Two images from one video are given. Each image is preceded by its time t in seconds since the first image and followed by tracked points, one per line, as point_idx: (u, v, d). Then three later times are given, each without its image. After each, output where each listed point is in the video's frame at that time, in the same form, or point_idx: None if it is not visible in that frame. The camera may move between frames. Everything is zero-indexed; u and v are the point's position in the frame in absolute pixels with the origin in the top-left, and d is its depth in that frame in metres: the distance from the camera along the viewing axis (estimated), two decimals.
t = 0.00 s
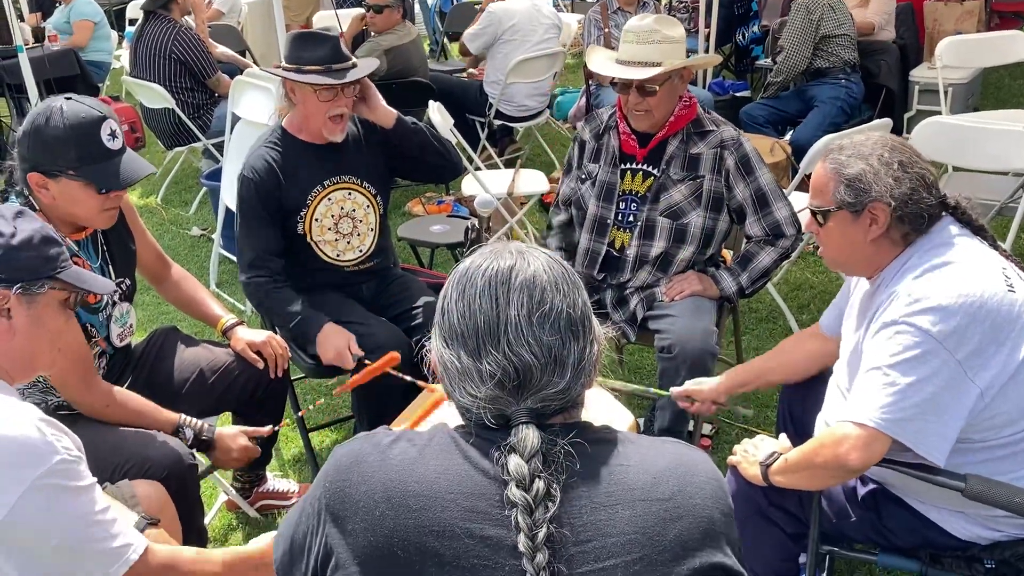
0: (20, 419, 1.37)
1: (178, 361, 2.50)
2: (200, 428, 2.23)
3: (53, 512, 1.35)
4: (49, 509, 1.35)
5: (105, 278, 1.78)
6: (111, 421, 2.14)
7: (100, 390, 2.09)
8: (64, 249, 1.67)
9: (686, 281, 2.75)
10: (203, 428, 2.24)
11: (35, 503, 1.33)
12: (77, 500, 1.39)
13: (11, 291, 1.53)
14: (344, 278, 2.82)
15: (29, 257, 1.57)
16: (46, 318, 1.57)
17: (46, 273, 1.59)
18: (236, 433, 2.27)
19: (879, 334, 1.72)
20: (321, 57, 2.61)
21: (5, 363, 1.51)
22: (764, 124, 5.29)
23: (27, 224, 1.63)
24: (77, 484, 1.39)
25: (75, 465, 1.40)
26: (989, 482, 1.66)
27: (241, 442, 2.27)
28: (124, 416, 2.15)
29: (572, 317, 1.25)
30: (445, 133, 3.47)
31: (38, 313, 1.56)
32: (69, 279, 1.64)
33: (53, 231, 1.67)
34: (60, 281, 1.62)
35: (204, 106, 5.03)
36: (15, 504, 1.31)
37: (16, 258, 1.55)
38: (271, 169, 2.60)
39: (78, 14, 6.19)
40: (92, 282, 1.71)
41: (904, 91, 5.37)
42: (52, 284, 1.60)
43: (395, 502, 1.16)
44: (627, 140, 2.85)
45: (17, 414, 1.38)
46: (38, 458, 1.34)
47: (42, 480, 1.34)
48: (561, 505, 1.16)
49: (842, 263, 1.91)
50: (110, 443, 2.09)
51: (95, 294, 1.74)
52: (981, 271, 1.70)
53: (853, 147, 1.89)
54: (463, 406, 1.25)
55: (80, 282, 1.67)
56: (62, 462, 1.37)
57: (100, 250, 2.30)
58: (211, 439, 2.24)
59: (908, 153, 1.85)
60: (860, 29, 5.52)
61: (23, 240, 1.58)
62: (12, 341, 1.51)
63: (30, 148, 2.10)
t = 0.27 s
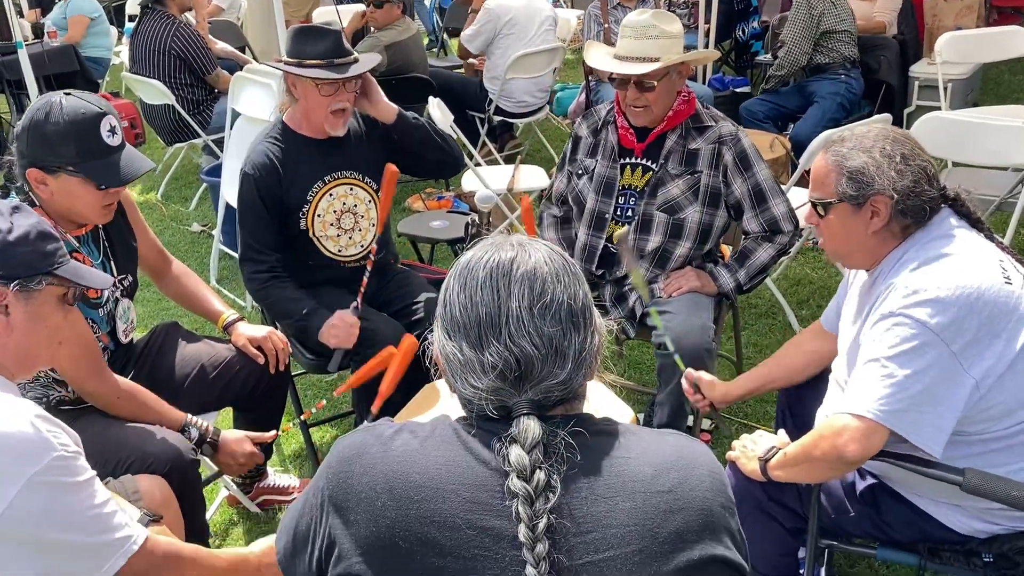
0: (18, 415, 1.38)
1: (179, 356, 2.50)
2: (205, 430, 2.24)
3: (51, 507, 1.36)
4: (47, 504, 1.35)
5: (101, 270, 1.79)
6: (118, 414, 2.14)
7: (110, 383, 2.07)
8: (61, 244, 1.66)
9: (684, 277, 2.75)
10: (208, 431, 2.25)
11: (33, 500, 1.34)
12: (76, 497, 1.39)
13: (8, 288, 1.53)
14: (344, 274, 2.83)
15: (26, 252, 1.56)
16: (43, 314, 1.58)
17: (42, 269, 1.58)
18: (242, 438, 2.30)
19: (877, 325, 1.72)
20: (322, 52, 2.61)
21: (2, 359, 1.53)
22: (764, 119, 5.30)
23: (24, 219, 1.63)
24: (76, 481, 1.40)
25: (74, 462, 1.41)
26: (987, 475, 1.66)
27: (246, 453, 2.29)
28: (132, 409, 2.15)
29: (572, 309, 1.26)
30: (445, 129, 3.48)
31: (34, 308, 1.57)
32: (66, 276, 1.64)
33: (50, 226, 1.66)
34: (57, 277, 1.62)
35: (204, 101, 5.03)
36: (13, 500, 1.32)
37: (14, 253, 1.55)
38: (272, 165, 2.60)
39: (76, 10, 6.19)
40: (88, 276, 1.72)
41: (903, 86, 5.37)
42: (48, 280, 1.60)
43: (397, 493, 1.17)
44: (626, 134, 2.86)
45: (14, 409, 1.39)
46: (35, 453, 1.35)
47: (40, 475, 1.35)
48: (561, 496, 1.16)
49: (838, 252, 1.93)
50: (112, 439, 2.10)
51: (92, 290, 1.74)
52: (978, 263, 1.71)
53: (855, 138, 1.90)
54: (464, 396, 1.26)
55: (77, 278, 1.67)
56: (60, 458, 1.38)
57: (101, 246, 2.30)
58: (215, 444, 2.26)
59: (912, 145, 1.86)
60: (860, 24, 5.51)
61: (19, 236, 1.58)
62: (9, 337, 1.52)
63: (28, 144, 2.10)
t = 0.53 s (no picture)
0: (22, 414, 1.38)
1: (179, 351, 2.51)
2: (204, 411, 2.26)
3: (55, 507, 1.36)
4: (51, 504, 1.36)
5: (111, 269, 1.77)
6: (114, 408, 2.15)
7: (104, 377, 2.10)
8: (69, 241, 1.66)
9: (683, 272, 2.76)
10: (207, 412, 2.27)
11: (37, 499, 1.34)
12: (79, 496, 1.39)
13: (17, 284, 1.52)
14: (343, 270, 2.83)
15: (35, 250, 1.56)
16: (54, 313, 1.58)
17: (52, 266, 1.57)
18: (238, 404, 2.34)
19: (878, 321, 1.72)
20: (320, 49, 2.61)
21: (10, 355, 1.53)
22: (764, 115, 5.33)
23: (33, 215, 1.63)
24: (78, 480, 1.40)
25: (76, 461, 1.41)
26: (987, 470, 1.66)
27: (246, 415, 2.33)
28: (127, 406, 2.16)
29: (573, 299, 1.27)
30: (444, 125, 3.48)
31: (43, 305, 1.56)
32: (75, 272, 1.62)
33: (59, 222, 1.66)
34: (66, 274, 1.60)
35: (203, 97, 5.02)
36: (16, 500, 1.32)
37: (26, 251, 1.54)
38: (271, 161, 2.61)
39: (75, 6, 6.18)
40: (96, 272, 1.71)
41: (903, 82, 5.37)
42: (58, 276, 1.59)
43: (399, 481, 1.17)
44: (624, 132, 2.85)
45: (18, 408, 1.39)
46: (40, 453, 1.35)
47: (45, 475, 1.35)
48: (563, 484, 1.17)
49: (838, 247, 1.93)
50: (112, 434, 2.10)
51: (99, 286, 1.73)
52: (979, 259, 1.72)
53: (855, 133, 1.90)
54: (466, 387, 1.26)
55: (85, 274, 1.65)
56: (63, 457, 1.38)
57: (103, 243, 2.30)
58: (216, 420, 2.28)
59: (911, 141, 1.86)
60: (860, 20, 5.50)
61: (29, 233, 1.57)
62: (17, 333, 1.53)
63: (30, 142, 2.10)
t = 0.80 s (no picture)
0: (27, 409, 1.37)
1: (179, 347, 2.50)
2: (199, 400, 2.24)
3: (59, 504, 1.36)
4: (56, 501, 1.35)
5: (116, 267, 1.77)
6: (112, 403, 2.16)
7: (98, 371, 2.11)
8: (77, 239, 1.66)
9: (683, 268, 2.75)
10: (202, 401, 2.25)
11: (41, 495, 1.34)
12: (83, 493, 1.39)
13: (26, 281, 1.52)
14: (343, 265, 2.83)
15: (42, 247, 1.55)
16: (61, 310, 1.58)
17: (58, 264, 1.57)
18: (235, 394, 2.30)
19: (880, 319, 1.72)
20: (318, 44, 2.61)
21: (18, 350, 1.53)
22: (762, 110, 5.29)
23: (41, 213, 1.62)
24: (83, 477, 1.40)
25: (81, 458, 1.41)
26: (986, 464, 1.66)
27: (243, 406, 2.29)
28: (125, 399, 2.17)
29: (573, 293, 1.27)
30: (443, 121, 3.47)
31: (51, 301, 1.57)
32: (82, 268, 1.62)
33: (67, 220, 1.66)
34: (73, 271, 1.61)
35: (202, 93, 5.01)
36: (19, 496, 1.31)
37: (34, 248, 1.54)
38: (270, 158, 2.61)
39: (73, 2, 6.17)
40: (103, 269, 1.70)
41: (902, 77, 5.36)
42: (64, 274, 1.59)
43: (402, 474, 1.17)
44: (625, 126, 2.84)
45: (24, 404, 1.38)
46: (45, 449, 1.34)
47: (49, 471, 1.34)
48: (566, 477, 1.17)
49: (838, 243, 1.93)
50: (111, 429, 2.10)
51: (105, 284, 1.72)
52: (979, 255, 1.72)
53: (852, 130, 1.89)
54: (466, 382, 1.26)
55: (92, 272, 1.65)
56: (68, 454, 1.38)
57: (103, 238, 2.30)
58: (213, 412, 2.25)
59: (908, 137, 1.85)
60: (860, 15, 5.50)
61: (37, 230, 1.57)
62: (25, 329, 1.53)
63: (27, 137, 2.10)
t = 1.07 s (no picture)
0: (31, 407, 1.37)
1: (179, 344, 2.51)
2: (202, 416, 2.26)
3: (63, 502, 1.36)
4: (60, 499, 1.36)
5: (116, 264, 1.78)
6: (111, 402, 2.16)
7: (103, 369, 2.11)
8: (77, 236, 1.65)
9: (682, 264, 2.76)
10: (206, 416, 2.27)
11: (45, 492, 1.34)
12: (89, 489, 1.39)
13: (25, 280, 1.53)
14: (342, 262, 2.83)
15: (45, 246, 1.56)
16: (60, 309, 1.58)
17: (57, 263, 1.57)
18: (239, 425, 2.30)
19: (880, 315, 1.73)
20: (318, 40, 2.61)
21: (17, 348, 1.54)
22: (761, 108, 5.32)
23: (41, 210, 1.62)
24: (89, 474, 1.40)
25: (87, 455, 1.41)
26: (984, 460, 1.67)
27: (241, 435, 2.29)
28: (124, 399, 2.16)
29: (576, 290, 1.27)
30: (443, 118, 3.48)
31: (51, 300, 1.57)
32: (83, 267, 1.62)
33: (66, 217, 1.65)
34: (73, 270, 1.60)
35: (201, 91, 5.01)
36: (24, 492, 1.32)
37: (34, 247, 1.54)
38: (271, 155, 2.61)
39: None
40: (103, 268, 1.70)
41: (901, 75, 5.37)
42: (65, 272, 1.59)
43: (405, 471, 1.17)
44: (626, 123, 2.86)
45: (27, 402, 1.38)
46: (50, 447, 1.35)
47: (54, 470, 1.35)
48: (568, 474, 1.17)
49: (841, 238, 1.93)
50: (112, 426, 2.11)
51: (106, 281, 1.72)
52: (980, 252, 1.72)
53: (859, 124, 1.90)
54: (469, 379, 1.27)
55: (91, 270, 1.65)
56: (74, 451, 1.38)
57: (101, 235, 2.31)
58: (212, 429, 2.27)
59: (916, 133, 1.86)
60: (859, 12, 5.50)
61: (37, 228, 1.57)
62: (24, 327, 1.53)
63: (22, 132, 2.10)
